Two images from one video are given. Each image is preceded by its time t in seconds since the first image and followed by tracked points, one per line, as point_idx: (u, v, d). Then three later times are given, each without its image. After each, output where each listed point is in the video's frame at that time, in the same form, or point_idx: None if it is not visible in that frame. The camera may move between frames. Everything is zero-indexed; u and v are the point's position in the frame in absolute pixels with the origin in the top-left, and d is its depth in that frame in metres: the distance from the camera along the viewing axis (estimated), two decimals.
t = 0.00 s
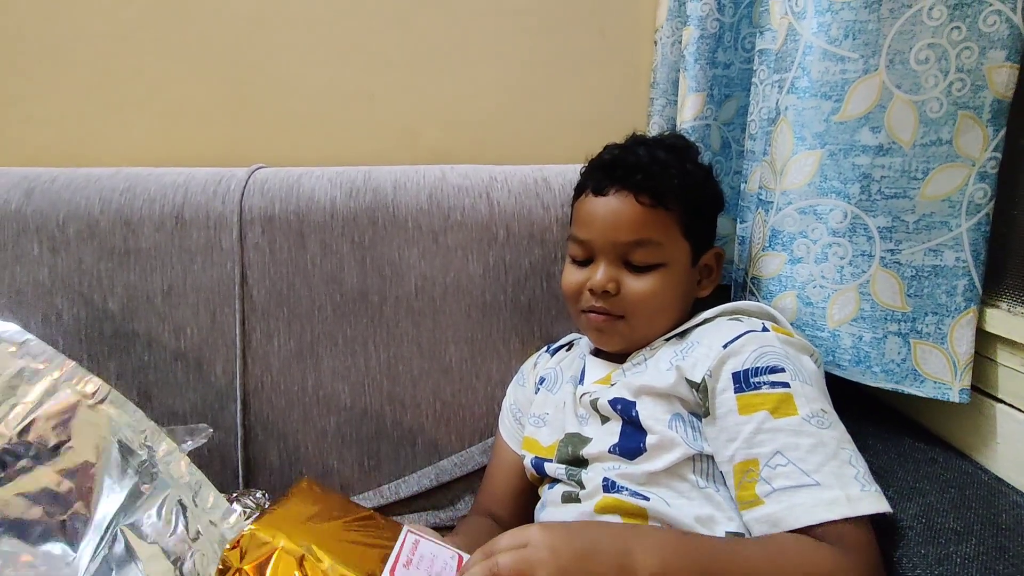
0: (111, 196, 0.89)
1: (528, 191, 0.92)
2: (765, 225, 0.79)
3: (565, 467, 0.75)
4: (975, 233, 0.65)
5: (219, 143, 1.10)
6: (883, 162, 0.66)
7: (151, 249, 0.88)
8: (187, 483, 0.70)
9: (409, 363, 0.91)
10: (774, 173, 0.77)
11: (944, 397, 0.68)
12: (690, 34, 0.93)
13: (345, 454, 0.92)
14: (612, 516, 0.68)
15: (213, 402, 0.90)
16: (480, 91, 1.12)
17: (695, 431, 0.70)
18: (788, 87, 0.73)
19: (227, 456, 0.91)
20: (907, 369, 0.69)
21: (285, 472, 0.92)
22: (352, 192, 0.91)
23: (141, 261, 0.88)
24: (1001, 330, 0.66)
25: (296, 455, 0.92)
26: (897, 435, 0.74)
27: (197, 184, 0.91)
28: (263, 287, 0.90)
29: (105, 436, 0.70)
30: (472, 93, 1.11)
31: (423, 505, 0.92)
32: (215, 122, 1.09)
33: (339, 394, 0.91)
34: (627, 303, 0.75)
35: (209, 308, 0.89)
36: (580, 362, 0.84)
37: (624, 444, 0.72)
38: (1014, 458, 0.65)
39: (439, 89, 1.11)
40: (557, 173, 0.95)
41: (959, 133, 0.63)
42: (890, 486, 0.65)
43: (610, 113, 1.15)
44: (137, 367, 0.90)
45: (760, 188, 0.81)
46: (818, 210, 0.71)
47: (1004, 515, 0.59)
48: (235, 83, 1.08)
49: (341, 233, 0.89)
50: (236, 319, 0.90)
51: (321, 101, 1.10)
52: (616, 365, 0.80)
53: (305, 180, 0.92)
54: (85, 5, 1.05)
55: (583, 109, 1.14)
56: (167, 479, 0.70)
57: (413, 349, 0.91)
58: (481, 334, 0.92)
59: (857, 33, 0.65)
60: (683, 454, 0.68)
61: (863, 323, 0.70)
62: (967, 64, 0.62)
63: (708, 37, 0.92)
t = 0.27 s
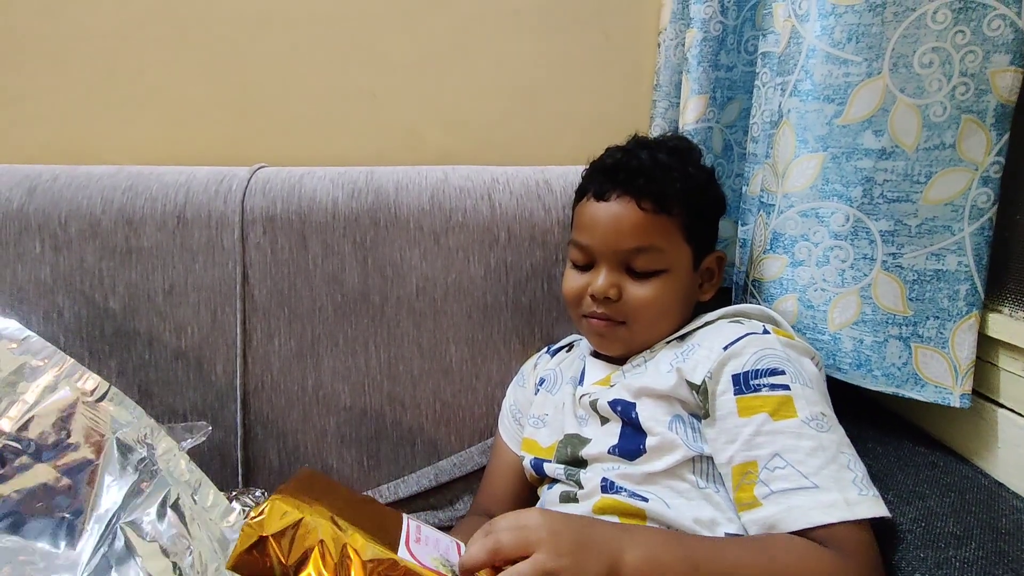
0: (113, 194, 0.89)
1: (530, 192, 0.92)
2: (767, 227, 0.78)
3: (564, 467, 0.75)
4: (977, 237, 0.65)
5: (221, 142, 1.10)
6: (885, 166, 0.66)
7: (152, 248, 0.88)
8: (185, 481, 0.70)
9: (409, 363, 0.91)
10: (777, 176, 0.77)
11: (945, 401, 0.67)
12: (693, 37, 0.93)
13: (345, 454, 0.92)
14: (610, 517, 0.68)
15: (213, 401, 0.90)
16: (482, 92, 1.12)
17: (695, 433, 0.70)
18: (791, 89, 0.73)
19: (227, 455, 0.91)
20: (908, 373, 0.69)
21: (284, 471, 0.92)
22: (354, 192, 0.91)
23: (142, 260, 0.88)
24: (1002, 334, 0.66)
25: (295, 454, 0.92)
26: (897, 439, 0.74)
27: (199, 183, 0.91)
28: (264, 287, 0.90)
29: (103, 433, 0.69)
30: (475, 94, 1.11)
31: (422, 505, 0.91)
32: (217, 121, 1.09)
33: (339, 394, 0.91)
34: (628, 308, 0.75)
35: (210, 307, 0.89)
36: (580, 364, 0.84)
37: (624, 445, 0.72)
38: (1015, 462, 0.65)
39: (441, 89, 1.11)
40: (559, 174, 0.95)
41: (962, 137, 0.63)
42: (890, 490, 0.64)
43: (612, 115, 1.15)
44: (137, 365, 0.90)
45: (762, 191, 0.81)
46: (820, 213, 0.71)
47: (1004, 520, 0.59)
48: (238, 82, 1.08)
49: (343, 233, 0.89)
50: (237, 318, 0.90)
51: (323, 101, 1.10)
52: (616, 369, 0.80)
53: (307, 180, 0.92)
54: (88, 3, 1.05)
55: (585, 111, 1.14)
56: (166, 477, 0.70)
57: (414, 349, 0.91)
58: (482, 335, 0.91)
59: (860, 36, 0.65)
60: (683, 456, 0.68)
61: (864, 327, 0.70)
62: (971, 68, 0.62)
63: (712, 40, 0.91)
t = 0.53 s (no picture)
0: (113, 188, 0.89)
1: (530, 190, 0.92)
2: (767, 227, 0.78)
3: (561, 463, 0.75)
4: (977, 238, 0.65)
5: (220, 137, 1.10)
6: (886, 166, 0.66)
7: (152, 242, 0.88)
8: (181, 475, 0.70)
9: (408, 360, 0.91)
10: (777, 176, 0.77)
11: (944, 402, 0.67)
12: (695, 35, 0.92)
13: (343, 450, 0.92)
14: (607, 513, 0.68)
15: (211, 396, 0.91)
16: (484, 88, 1.11)
17: (694, 430, 0.70)
18: (792, 89, 0.73)
19: (225, 450, 0.91)
20: (906, 373, 0.69)
21: (282, 467, 0.92)
22: (354, 188, 0.90)
23: (141, 253, 0.88)
24: (1002, 335, 0.66)
25: (294, 450, 0.92)
26: (895, 439, 0.74)
27: (199, 178, 0.90)
28: (263, 282, 0.90)
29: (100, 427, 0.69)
30: (475, 91, 1.11)
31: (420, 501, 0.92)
32: (217, 116, 1.09)
33: (337, 389, 0.91)
34: (626, 308, 0.75)
35: (209, 301, 0.89)
36: (578, 361, 0.83)
37: (622, 441, 0.72)
38: (1013, 463, 0.65)
39: (442, 86, 1.11)
40: (559, 172, 0.95)
41: (964, 138, 0.63)
42: (888, 489, 0.64)
43: (613, 113, 1.14)
44: (136, 359, 0.90)
45: (762, 190, 0.81)
46: (820, 213, 0.71)
47: (1003, 521, 0.59)
48: (238, 77, 1.08)
49: (343, 229, 0.89)
50: (236, 313, 0.90)
51: (325, 97, 1.10)
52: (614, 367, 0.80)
53: (307, 175, 0.92)
54: None
55: (586, 109, 1.14)
56: (162, 471, 0.70)
57: (413, 345, 0.91)
58: (481, 332, 0.91)
59: (862, 36, 0.65)
60: (682, 453, 0.68)
61: (863, 327, 0.70)
62: (973, 69, 0.62)
63: (713, 38, 0.91)
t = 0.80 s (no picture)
0: (106, 178, 0.87)
1: (530, 183, 0.91)
2: (770, 221, 0.77)
3: (560, 459, 0.74)
4: (984, 234, 0.64)
5: (215, 128, 1.09)
6: (892, 160, 0.65)
7: (145, 233, 0.87)
8: (173, 471, 0.69)
9: (405, 354, 0.90)
10: (781, 170, 0.76)
11: (948, 399, 0.67)
12: (697, 28, 0.91)
13: (339, 446, 0.91)
14: (606, 510, 0.67)
15: (206, 390, 0.89)
16: (483, 81, 1.10)
17: (695, 425, 0.69)
18: (797, 81, 0.72)
19: (219, 445, 0.90)
20: (911, 370, 0.68)
21: (278, 462, 0.91)
22: (351, 180, 0.89)
23: (135, 245, 0.87)
24: (1008, 332, 0.65)
25: (289, 445, 0.91)
26: (898, 437, 0.73)
27: (193, 169, 0.89)
28: (259, 275, 0.88)
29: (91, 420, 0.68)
30: (475, 83, 1.10)
31: (417, 498, 0.91)
32: (213, 107, 1.08)
33: (334, 384, 0.90)
34: (626, 302, 0.74)
35: (203, 294, 0.88)
36: (578, 357, 0.82)
37: (622, 437, 0.71)
38: (1017, 462, 0.64)
39: (441, 78, 1.09)
40: (559, 165, 0.94)
41: (971, 131, 0.62)
42: (892, 489, 0.64)
43: (614, 106, 1.13)
44: (129, 353, 0.89)
45: (766, 184, 0.80)
46: (825, 207, 0.70)
47: (1008, 521, 0.58)
48: (234, 67, 1.07)
49: (339, 221, 0.88)
50: (231, 307, 0.88)
51: (322, 88, 1.08)
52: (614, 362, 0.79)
53: (304, 167, 0.90)
54: None
55: (586, 103, 1.13)
56: (155, 467, 0.69)
57: (410, 340, 0.90)
58: (479, 327, 0.90)
59: (869, 27, 0.64)
60: (683, 449, 0.67)
61: (867, 323, 0.69)
62: (981, 61, 0.61)
63: (716, 31, 0.90)
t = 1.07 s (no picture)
0: (104, 173, 0.87)
1: (529, 180, 0.91)
2: (769, 219, 0.77)
3: (558, 457, 0.74)
4: (983, 232, 0.64)
5: (214, 124, 1.09)
6: (892, 158, 0.65)
7: (144, 229, 0.87)
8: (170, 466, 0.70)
9: (404, 351, 0.90)
10: (781, 167, 0.76)
11: (946, 397, 0.67)
12: (698, 25, 0.91)
13: (337, 442, 0.91)
14: (604, 509, 0.67)
15: (204, 386, 0.89)
16: (482, 78, 1.10)
17: (692, 423, 0.69)
18: (797, 79, 0.72)
19: (217, 441, 0.90)
20: (909, 368, 0.68)
21: (276, 458, 0.91)
22: (350, 177, 0.89)
23: (133, 241, 0.87)
24: (1006, 331, 0.65)
25: (287, 442, 0.91)
26: (896, 435, 0.73)
27: (192, 164, 0.89)
28: (257, 272, 0.88)
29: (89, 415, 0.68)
30: (474, 80, 1.10)
31: (414, 495, 0.91)
32: (211, 103, 1.08)
33: (332, 381, 0.90)
34: (625, 299, 0.74)
35: (202, 291, 0.88)
36: (576, 354, 0.82)
37: (620, 436, 0.71)
38: (1014, 461, 0.65)
39: (440, 75, 1.09)
40: (559, 163, 0.93)
41: (971, 130, 0.62)
42: (889, 487, 0.64)
43: (614, 104, 1.13)
44: (127, 349, 0.88)
45: (765, 182, 0.80)
46: (825, 205, 0.70)
47: (1005, 519, 0.58)
48: (233, 63, 1.06)
49: (338, 218, 0.88)
50: (229, 303, 0.88)
51: (322, 84, 1.08)
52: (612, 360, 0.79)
53: (303, 163, 0.90)
54: None
55: (586, 100, 1.12)
56: (153, 462, 0.69)
57: (409, 337, 0.90)
58: (478, 324, 0.90)
59: (870, 24, 0.64)
60: (681, 447, 0.67)
61: (866, 321, 0.69)
62: (981, 60, 0.61)
63: (717, 29, 0.90)
